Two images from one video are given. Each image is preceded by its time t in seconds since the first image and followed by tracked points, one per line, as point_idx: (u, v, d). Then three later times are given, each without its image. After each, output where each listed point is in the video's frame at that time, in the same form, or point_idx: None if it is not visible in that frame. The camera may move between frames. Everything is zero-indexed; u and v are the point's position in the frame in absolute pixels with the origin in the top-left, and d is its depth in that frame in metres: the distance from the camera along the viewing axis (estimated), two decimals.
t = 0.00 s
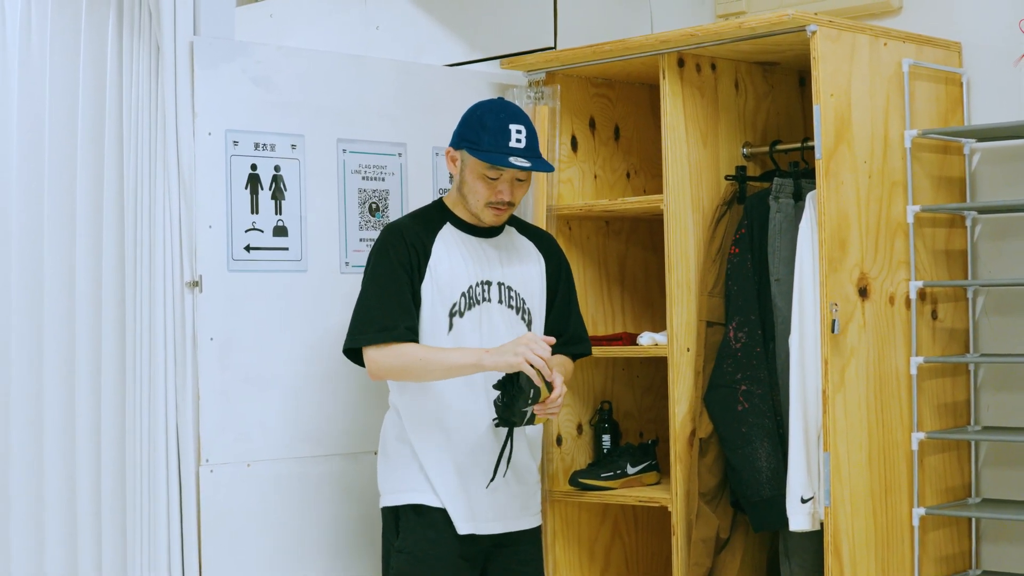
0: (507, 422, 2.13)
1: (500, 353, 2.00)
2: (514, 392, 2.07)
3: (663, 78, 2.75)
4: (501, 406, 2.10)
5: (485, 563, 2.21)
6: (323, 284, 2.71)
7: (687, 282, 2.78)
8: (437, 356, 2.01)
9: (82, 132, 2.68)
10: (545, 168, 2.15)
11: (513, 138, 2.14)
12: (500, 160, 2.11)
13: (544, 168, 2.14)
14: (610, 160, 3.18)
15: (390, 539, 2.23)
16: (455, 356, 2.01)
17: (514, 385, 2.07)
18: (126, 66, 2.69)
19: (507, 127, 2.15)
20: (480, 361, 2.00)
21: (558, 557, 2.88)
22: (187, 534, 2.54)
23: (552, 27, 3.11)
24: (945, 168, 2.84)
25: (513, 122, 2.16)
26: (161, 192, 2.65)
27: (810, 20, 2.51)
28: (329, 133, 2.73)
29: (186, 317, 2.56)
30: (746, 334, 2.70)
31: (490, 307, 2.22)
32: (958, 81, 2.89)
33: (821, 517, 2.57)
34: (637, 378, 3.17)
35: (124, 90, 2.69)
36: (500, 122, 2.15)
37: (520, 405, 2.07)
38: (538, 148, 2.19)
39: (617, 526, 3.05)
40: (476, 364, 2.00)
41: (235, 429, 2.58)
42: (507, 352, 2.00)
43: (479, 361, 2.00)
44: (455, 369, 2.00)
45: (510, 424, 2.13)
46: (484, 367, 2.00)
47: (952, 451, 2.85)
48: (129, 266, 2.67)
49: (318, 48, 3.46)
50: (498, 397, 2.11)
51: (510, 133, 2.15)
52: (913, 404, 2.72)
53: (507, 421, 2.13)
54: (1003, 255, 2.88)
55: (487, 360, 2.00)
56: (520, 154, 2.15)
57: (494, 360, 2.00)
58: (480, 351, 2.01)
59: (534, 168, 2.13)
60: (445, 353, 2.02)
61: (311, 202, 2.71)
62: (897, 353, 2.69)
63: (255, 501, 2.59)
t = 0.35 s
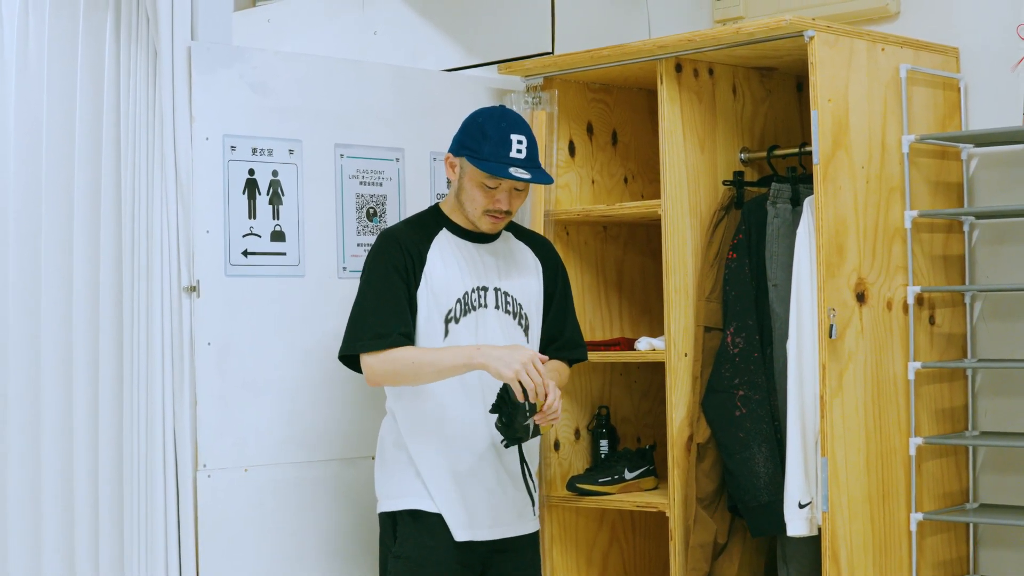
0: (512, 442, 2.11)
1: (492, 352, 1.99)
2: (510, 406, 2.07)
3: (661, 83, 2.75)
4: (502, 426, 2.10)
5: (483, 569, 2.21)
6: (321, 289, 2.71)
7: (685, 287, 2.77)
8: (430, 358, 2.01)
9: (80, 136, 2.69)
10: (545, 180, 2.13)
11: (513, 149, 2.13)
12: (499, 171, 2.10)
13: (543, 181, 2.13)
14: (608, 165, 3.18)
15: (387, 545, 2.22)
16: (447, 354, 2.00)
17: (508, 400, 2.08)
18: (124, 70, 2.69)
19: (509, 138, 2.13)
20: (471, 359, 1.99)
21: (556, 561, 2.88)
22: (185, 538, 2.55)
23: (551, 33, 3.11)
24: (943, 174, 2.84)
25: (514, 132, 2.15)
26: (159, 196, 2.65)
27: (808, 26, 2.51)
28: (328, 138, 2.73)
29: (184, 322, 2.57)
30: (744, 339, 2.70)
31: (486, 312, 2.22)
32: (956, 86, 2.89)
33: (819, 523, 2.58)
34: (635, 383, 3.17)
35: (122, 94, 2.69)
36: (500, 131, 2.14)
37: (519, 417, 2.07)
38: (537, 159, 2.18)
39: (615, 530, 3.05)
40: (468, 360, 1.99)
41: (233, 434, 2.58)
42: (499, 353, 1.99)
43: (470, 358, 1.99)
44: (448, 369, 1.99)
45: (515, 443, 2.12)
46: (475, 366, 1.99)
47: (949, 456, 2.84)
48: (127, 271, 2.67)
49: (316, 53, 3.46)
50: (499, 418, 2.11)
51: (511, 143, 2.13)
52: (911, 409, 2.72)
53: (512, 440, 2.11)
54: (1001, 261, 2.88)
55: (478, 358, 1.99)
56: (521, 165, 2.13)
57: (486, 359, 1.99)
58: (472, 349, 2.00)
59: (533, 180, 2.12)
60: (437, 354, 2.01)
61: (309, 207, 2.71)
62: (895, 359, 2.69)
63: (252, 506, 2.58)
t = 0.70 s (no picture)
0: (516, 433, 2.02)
1: (455, 397, 1.96)
2: (550, 392, 1.98)
3: (662, 83, 2.75)
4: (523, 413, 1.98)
5: (484, 570, 2.21)
6: (323, 289, 2.71)
7: (687, 286, 2.77)
8: (404, 383, 2.01)
9: (82, 136, 2.69)
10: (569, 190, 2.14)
11: (539, 158, 2.13)
12: (529, 180, 2.09)
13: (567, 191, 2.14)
14: (610, 165, 3.18)
15: (389, 546, 2.22)
16: (418, 387, 2.00)
17: (548, 384, 1.99)
18: (126, 70, 2.69)
19: (534, 147, 2.13)
20: (436, 401, 1.98)
21: (557, 561, 2.88)
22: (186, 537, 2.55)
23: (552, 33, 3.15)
24: (945, 173, 2.84)
25: (538, 141, 2.15)
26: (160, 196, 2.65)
27: (809, 25, 2.51)
28: (329, 138, 2.73)
29: (185, 322, 2.56)
30: (746, 339, 2.69)
31: (490, 314, 2.21)
32: (958, 86, 2.89)
33: (820, 522, 2.57)
34: (636, 383, 3.17)
35: (123, 94, 2.70)
36: (525, 139, 2.13)
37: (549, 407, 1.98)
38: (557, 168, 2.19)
39: (616, 530, 3.05)
40: (435, 400, 1.98)
41: (234, 434, 2.58)
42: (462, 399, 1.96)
43: (434, 400, 1.98)
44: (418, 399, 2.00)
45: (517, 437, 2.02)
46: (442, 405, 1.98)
47: (951, 456, 2.84)
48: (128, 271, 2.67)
49: (316, 52, 3.45)
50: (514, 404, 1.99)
51: (536, 152, 2.13)
52: (912, 409, 2.72)
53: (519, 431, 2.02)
54: (1002, 261, 2.88)
55: (444, 400, 1.97)
56: (544, 173, 2.14)
57: (453, 403, 1.97)
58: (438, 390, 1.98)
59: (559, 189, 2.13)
60: (411, 381, 2.01)
61: (310, 207, 2.70)
62: (897, 359, 2.69)
63: (253, 506, 2.58)
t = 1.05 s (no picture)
0: (503, 373, 1.98)
1: (442, 405, 1.99)
2: (548, 354, 2.07)
3: (663, 83, 2.75)
4: (519, 360, 2.02)
5: (485, 571, 2.20)
6: (324, 290, 2.71)
7: (688, 286, 2.77)
8: (394, 388, 2.03)
9: (84, 137, 2.69)
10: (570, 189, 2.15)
11: (539, 158, 2.13)
12: (530, 181, 2.09)
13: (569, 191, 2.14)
14: (611, 165, 3.17)
15: (389, 547, 2.22)
16: (407, 398, 2.03)
17: (548, 352, 2.09)
18: (126, 71, 2.70)
19: (535, 148, 2.13)
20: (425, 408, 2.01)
21: (559, 562, 2.88)
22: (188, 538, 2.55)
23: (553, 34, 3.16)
24: (946, 173, 2.84)
25: (539, 141, 2.15)
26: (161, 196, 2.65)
27: (810, 25, 2.51)
28: (330, 139, 2.73)
29: (187, 322, 2.57)
30: (747, 339, 2.69)
31: (490, 315, 2.22)
32: (959, 85, 2.89)
33: (824, 522, 2.59)
34: (638, 382, 3.17)
35: (124, 96, 2.70)
36: (526, 140, 2.13)
37: (544, 365, 2.03)
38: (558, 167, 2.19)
39: (618, 531, 3.05)
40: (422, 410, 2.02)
41: (236, 435, 2.58)
42: (449, 407, 1.98)
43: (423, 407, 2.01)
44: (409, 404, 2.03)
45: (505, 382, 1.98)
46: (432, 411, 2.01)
47: (953, 455, 2.84)
48: (130, 271, 2.68)
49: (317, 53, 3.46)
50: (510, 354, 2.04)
51: (537, 153, 2.13)
52: (914, 408, 2.72)
53: (507, 374, 1.99)
54: (1003, 260, 2.88)
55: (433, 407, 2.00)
56: (545, 174, 2.14)
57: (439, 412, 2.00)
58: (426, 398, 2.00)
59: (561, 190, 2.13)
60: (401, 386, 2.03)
61: (311, 208, 2.70)
62: (899, 358, 2.69)
63: (254, 507, 2.58)
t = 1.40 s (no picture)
0: (486, 351, 2.01)
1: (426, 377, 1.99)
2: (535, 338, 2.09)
3: (658, 76, 2.74)
4: (503, 340, 2.05)
5: (480, 564, 2.20)
6: (319, 284, 2.71)
7: (684, 279, 2.77)
8: (378, 368, 2.04)
9: (78, 132, 2.68)
10: (553, 179, 2.14)
11: (522, 150, 2.13)
12: (512, 174, 2.09)
13: (553, 181, 2.13)
14: (606, 158, 3.18)
15: (383, 541, 2.22)
16: (396, 375, 2.03)
17: (536, 337, 2.10)
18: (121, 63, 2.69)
19: (517, 139, 2.13)
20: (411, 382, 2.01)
21: (555, 557, 2.88)
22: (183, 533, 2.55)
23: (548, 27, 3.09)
24: (941, 166, 2.84)
25: (521, 133, 2.15)
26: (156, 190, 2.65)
27: (806, 18, 2.50)
28: (325, 133, 2.73)
29: (182, 316, 2.56)
30: (743, 332, 2.69)
31: (482, 309, 2.22)
32: (954, 78, 2.89)
33: (819, 515, 2.58)
34: (634, 376, 3.17)
35: (119, 87, 2.69)
36: (508, 132, 2.13)
37: (529, 348, 2.05)
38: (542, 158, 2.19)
39: (614, 524, 3.05)
40: (411, 385, 2.02)
41: (231, 429, 2.58)
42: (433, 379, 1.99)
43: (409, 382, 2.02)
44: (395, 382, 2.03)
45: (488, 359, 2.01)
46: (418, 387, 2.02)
47: (949, 448, 2.84)
48: (125, 266, 2.65)
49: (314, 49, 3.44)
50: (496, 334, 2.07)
51: (519, 144, 2.14)
52: (910, 401, 2.72)
53: (489, 353, 2.02)
54: (998, 253, 2.88)
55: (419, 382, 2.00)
56: (528, 166, 2.14)
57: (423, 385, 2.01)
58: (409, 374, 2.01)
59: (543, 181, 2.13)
60: (385, 365, 2.04)
61: (307, 202, 2.70)
62: (894, 351, 2.69)
63: (250, 501, 2.58)
